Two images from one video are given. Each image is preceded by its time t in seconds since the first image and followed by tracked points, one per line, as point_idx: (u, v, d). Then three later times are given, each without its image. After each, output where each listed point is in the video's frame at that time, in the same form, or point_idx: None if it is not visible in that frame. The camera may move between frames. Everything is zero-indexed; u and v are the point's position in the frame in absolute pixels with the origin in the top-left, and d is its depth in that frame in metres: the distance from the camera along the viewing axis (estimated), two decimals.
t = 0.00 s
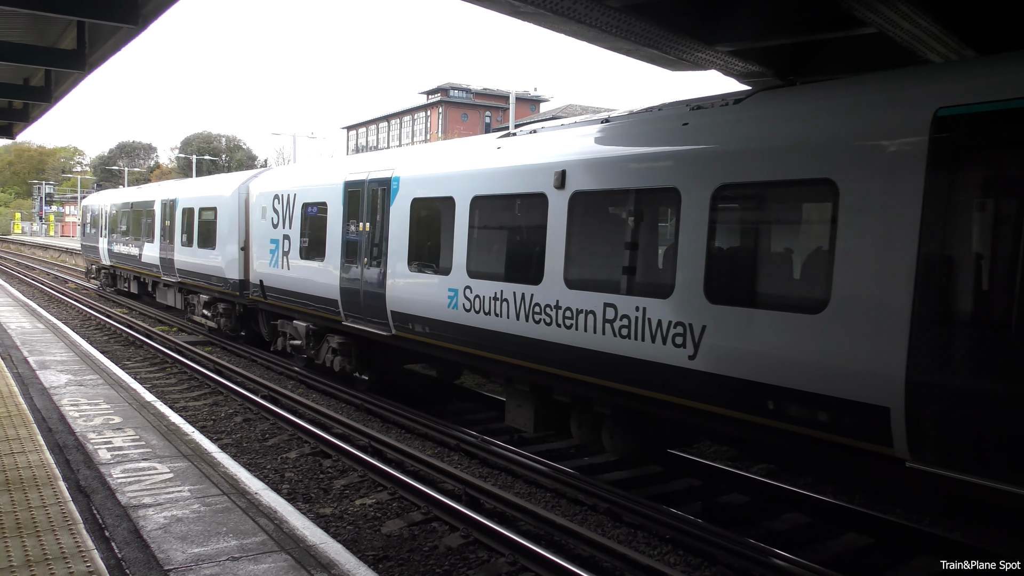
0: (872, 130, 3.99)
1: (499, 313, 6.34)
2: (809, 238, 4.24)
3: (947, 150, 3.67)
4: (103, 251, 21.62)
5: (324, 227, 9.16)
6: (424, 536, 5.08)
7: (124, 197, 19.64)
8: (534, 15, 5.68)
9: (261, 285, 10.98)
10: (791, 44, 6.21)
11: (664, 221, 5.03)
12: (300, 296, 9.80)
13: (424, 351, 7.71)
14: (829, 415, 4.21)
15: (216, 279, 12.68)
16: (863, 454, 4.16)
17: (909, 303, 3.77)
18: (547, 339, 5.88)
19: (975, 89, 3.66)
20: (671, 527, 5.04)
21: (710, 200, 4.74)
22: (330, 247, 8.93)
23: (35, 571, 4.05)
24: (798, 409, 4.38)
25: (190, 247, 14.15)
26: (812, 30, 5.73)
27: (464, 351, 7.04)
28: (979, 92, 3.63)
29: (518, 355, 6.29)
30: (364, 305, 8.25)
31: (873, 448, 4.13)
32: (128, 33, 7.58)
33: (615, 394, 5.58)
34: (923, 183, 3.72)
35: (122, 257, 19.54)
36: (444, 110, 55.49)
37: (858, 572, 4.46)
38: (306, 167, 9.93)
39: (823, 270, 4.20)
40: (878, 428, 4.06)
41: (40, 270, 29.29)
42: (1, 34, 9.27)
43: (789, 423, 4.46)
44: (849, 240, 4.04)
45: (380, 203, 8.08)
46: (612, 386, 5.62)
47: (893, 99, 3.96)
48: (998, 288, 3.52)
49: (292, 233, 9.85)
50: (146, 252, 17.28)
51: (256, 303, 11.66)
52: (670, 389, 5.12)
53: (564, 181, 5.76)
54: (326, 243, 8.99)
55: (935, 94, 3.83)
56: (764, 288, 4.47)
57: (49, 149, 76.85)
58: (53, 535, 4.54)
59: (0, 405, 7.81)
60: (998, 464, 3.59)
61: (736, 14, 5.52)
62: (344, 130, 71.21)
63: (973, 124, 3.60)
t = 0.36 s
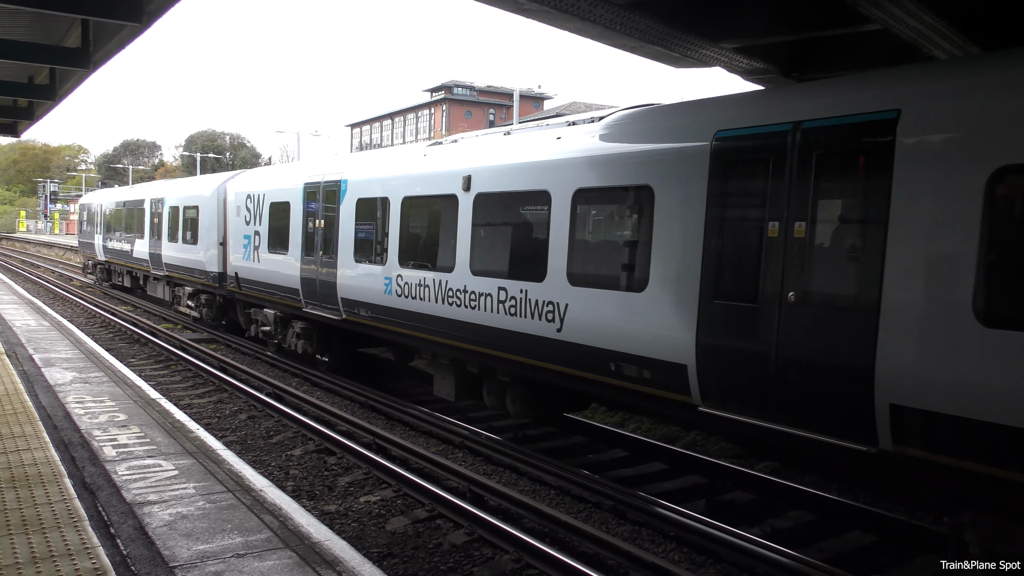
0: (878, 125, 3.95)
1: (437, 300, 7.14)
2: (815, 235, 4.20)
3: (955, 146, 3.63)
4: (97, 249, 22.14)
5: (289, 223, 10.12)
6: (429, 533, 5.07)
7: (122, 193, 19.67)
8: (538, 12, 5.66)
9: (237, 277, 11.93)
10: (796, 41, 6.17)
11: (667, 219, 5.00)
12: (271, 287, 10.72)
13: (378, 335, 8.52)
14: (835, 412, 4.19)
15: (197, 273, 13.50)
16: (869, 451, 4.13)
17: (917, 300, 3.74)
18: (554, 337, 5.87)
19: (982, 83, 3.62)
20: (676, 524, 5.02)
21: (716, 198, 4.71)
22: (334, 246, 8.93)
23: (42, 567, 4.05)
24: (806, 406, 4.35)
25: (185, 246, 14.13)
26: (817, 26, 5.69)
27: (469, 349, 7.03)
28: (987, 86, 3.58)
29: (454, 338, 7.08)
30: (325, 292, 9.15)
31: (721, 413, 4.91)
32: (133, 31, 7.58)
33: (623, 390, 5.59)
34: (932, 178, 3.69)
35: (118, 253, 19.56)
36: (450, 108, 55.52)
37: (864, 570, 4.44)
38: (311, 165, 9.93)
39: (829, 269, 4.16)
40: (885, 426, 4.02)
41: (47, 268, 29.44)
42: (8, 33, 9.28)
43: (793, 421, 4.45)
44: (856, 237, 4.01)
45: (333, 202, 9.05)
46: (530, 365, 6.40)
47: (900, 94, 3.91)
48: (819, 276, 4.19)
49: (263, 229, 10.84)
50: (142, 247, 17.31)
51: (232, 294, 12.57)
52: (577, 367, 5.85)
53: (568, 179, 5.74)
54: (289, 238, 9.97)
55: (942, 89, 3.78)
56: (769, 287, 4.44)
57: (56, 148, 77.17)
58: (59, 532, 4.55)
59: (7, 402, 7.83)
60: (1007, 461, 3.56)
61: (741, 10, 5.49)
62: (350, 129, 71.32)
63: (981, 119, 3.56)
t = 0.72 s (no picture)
0: (883, 122, 3.90)
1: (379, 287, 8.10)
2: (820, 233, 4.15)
3: (960, 144, 3.58)
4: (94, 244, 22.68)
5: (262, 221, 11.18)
6: (433, 532, 5.07)
7: (123, 191, 19.71)
8: (543, 11, 5.65)
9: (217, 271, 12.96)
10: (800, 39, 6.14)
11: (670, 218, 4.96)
12: (247, 279, 11.75)
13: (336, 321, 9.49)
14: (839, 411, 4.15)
15: (183, 268, 14.47)
16: (873, 450, 4.08)
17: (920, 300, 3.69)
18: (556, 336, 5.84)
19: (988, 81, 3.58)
20: (681, 523, 5.01)
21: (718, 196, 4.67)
22: (338, 244, 8.94)
23: (48, 566, 4.06)
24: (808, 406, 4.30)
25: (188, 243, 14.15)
26: (822, 25, 5.67)
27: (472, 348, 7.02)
28: (992, 84, 3.54)
29: (392, 321, 8.02)
30: (290, 283, 10.15)
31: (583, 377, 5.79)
32: (138, 30, 7.58)
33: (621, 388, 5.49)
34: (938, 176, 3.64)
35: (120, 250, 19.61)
36: (453, 107, 55.55)
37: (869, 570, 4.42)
38: (314, 164, 9.93)
39: (832, 267, 4.12)
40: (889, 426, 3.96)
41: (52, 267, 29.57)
42: (13, 32, 9.29)
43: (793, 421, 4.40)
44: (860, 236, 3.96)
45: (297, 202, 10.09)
46: (448, 343, 7.31)
47: (905, 92, 3.87)
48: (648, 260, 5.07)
49: (238, 227, 11.89)
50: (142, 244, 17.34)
51: (214, 287, 13.60)
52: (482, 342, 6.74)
53: (570, 177, 5.71)
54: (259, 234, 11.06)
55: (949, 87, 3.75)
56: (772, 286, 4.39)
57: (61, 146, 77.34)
58: (64, 531, 4.55)
59: (12, 400, 7.84)
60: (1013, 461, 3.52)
61: (746, 9, 5.47)
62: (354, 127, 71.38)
63: (988, 116, 3.51)
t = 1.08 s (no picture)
0: (884, 123, 3.89)
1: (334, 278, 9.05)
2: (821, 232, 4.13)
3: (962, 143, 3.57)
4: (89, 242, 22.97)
5: (237, 221, 12.14)
6: (434, 532, 5.07)
7: (120, 190, 19.71)
8: (544, 11, 5.65)
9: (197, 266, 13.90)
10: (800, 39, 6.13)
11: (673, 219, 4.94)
12: (224, 274, 12.71)
13: (324, 318, 9.80)
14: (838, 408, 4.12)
15: (168, 263, 15.36)
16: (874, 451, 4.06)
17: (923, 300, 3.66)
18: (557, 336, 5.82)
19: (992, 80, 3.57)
20: (681, 523, 5.01)
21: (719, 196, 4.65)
22: (339, 244, 8.96)
23: (50, 566, 4.05)
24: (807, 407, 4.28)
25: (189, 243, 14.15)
26: (822, 25, 5.67)
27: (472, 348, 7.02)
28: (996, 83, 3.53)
29: (345, 308, 8.98)
30: (260, 276, 11.14)
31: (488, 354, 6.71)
32: (139, 30, 7.58)
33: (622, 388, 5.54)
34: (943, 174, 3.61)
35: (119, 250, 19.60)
36: (454, 107, 55.55)
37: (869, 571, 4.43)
38: (315, 163, 9.93)
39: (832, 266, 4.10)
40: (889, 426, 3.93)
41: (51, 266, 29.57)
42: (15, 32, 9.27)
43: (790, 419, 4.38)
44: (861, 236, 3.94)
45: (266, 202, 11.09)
46: (389, 327, 8.25)
47: (908, 92, 3.86)
48: (539, 251, 5.95)
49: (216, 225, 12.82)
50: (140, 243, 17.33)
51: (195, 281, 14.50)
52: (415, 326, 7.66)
53: (571, 177, 5.70)
54: (234, 232, 12.06)
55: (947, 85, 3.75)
56: (772, 286, 4.37)
57: (61, 146, 77.36)
58: (65, 531, 4.55)
59: (13, 400, 7.83)
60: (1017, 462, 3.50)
61: (747, 9, 5.47)
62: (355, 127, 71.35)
63: (991, 115, 3.49)
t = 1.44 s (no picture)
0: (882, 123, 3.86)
1: (293, 273, 9.94)
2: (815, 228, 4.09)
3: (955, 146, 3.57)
4: (83, 241, 23.29)
5: (212, 221, 12.97)
6: (432, 533, 5.07)
7: (117, 192, 19.73)
8: (541, 11, 5.65)
9: (178, 264, 14.78)
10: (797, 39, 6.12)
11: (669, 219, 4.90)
12: (201, 270, 13.55)
13: (322, 319, 9.80)
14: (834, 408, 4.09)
15: (152, 261, 16.23)
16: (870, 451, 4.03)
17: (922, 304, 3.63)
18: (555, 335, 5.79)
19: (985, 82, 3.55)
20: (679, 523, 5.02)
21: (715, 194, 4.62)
22: (336, 244, 8.95)
23: (48, 567, 4.05)
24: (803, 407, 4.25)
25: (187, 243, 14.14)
26: (820, 26, 5.66)
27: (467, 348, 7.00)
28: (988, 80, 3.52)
29: (303, 301, 9.84)
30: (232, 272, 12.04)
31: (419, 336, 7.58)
32: (136, 31, 7.58)
33: (546, 371, 6.13)
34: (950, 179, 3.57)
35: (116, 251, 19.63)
36: (453, 108, 55.57)
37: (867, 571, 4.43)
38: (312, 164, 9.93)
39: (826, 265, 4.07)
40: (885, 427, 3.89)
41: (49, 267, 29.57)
42: (13, 33, 9.27)
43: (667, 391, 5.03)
44: (780, 240, 4.21)
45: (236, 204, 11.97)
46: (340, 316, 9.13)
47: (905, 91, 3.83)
48: (455, 247, 6.85)
49: (194, 226, 13.66)
50: (137, 243, 17.34)
51: (177, 279, 15.36)
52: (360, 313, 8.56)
53: (568, 178, 5.65)
54: (209, 233, 12.96)
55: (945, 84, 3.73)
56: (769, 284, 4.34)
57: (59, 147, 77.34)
58: (63, 531, 4.55)
59: (11, 401, 7.83)
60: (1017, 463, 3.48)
61: (743, 9, 5.46)
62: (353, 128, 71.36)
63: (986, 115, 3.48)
